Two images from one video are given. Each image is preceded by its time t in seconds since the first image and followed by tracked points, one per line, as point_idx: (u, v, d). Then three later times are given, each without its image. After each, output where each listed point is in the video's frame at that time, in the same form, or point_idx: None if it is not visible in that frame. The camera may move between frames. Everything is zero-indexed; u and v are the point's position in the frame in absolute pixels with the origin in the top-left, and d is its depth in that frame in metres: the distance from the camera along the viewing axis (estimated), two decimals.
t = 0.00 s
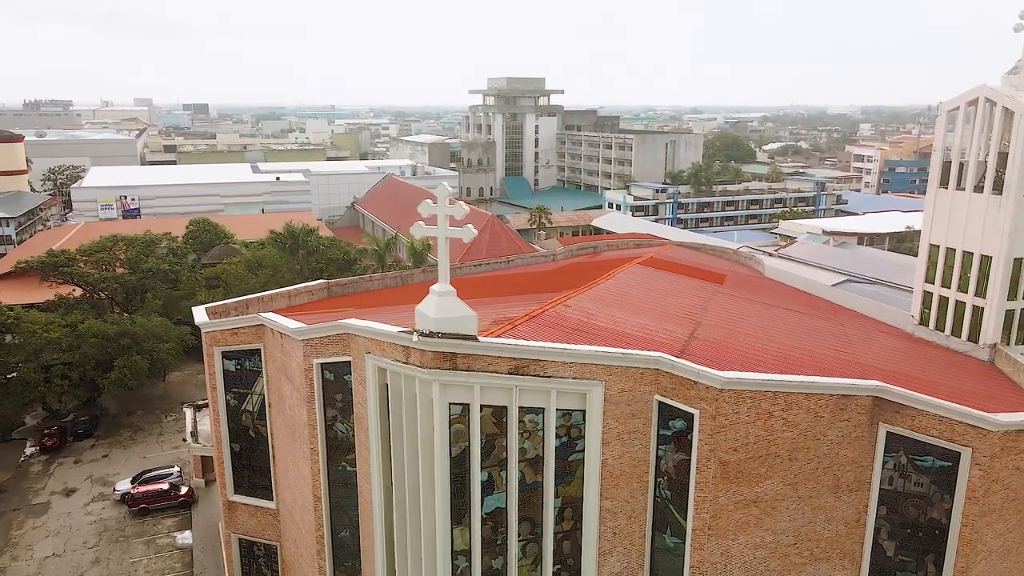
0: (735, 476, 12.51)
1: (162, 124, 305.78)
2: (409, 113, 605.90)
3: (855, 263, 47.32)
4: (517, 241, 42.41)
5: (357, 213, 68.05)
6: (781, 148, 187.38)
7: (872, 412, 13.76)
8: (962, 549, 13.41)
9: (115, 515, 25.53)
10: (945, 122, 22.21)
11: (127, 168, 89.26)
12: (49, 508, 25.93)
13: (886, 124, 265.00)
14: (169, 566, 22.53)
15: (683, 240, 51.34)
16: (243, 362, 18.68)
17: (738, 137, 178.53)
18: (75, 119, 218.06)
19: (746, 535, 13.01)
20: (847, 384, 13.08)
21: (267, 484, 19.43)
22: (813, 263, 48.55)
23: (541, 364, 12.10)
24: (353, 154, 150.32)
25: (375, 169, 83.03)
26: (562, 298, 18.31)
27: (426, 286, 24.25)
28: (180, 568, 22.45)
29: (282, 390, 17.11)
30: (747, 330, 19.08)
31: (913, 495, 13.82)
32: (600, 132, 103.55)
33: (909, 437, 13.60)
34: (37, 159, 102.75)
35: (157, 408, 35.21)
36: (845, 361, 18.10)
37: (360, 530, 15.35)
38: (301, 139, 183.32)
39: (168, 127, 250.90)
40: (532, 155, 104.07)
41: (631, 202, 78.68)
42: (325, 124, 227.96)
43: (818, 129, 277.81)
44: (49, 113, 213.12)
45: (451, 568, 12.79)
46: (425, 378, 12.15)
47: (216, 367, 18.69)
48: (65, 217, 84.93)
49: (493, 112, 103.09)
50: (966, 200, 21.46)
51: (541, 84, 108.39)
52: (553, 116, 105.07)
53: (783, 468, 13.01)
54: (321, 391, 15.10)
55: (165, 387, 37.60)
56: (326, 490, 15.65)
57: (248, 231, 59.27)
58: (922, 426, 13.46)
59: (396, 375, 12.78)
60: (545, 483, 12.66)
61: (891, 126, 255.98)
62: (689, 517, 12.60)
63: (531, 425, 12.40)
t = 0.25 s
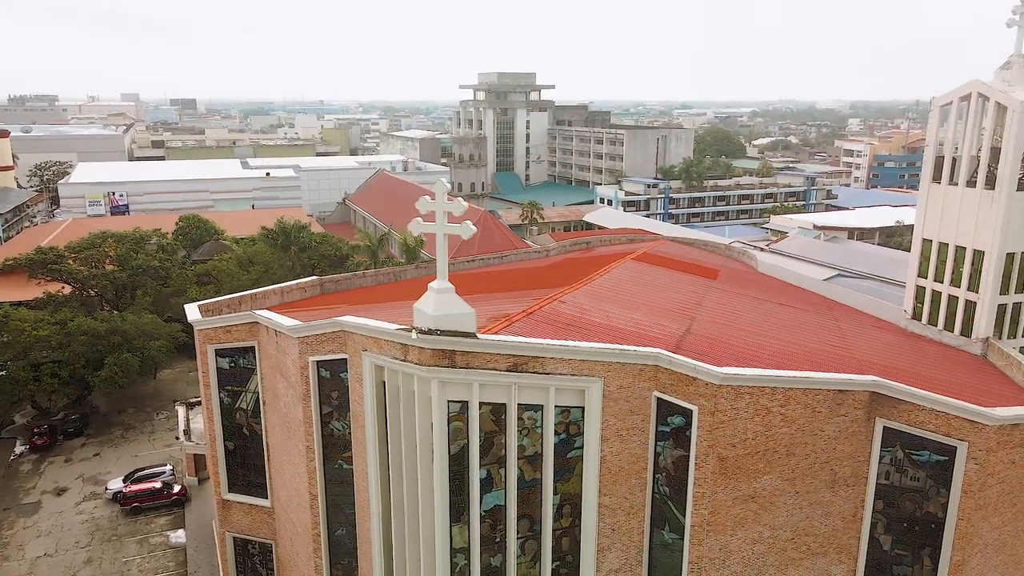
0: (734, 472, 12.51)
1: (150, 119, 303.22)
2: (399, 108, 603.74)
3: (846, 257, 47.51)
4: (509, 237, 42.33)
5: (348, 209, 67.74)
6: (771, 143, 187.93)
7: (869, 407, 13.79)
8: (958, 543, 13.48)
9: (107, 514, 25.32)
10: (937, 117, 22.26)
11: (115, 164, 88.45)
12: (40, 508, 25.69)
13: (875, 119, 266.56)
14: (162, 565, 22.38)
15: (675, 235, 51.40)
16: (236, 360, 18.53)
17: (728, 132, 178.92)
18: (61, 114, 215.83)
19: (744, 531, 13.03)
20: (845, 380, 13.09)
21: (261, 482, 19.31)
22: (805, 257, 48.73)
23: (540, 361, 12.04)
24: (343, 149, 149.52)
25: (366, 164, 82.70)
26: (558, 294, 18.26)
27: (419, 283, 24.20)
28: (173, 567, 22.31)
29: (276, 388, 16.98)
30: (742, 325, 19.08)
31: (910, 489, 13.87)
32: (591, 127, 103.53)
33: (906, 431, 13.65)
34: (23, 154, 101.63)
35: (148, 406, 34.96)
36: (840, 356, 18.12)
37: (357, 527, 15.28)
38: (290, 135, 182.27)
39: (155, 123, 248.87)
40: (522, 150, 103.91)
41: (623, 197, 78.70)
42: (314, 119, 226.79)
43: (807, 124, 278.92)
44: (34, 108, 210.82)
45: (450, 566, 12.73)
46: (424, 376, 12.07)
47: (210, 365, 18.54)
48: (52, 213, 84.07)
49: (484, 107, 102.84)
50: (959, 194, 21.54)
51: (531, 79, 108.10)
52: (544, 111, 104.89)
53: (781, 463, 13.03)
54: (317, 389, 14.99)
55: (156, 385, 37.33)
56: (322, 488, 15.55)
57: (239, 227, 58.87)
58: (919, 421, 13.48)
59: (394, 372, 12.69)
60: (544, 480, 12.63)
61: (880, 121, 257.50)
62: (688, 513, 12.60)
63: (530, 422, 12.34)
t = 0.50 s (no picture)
0: (732, 468, 12.52)
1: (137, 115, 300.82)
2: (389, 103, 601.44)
3: (837, 252, 47.71)
4: (502, 233, 42.23)
5: (340, 205, 67.43)
6: (761, 138, 188.55)
7: (867, 402, 13.82)
8: (954, 537, 13.56)
9: (99, 513, 25.13)
10: (930, 112, 22.32)
11: (102, 159, 87.68)
12: (31, 508, 25.45)
13: (864, 115, 268.13)
14: (156, 564, 22.22)
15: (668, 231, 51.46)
16: (230, 358, 18.40)
17: (719, 127, 179.21)
18: (47, 109, 213.77)
19: (742, 526, 13.05)
20: (843, 375, 13.11)
21: (256, 480, 19.20)
22: (796, 252, 48.92)
23: (539, 358, 11.98)
24: (333, 145, 148.74)
25: (357, 160, 82.32)
26: (554, 290, 18.21)
27: (411, 279, 24.22)
28: (167, 566, 22.16)
29: (271, 386, 16.87)
30: (738, 320, 19.10)
31: (906, 484, 13.93)
32: (583, 122, 103.48)
33: (903, 426, 13.70)
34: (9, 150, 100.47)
35: (140, 404, 34.70)
36: (836, 350, 18.17)
37: (354, 526, 15.21)
38: (280, 130, 181.26)
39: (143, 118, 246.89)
40: (514, 146, 103.74)
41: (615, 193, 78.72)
42: (304, 114, 225.57)
43: (797, 119, 279.94)
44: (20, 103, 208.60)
45: (449, 564, 12.69)
46: (423, 373, 11.99)
47: (203, 363, 18.38)
48: (39, 209, 83.18)
49: (474, 102, 102.62)
50: (951, 189, 21.62)
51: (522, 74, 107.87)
52: (535, 107, 104.72)
53: (779, 458, 13.05)
54: (313, 386, 14.88)
55: (147, 383, 37.04)
56: (319, 487, 15.46)
57: (229, 223, 58.50)
58: (916, 415, 13.53)
59: (391, 370, 12.61)
60: (543, 477, 12.60)
61: (868, 117, 259.01)
62: (687, 509, 12.61)
63: (528, 419, 12.30)
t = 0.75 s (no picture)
0: (731, 464, 12.53)
1: (124, 110, 298.33)
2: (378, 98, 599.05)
3: (828, 246, 47.92)
4: (495, 228, 42.12)
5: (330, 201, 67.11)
6: (751, 133, 188.94)
7: (863, 397, 13.86)
8: (950, 531, 13.64)
9: (91, 513, 24.93)
10: (923, 107, 22.37)
11: (90, 155, 86.87)
12: (21, 508, 25.19)
13: (853, 110, 269.24)
14: (149, 563, 22.06)
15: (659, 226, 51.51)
16: (224, 356, 18.24)
17: (709, 122, 179.60)
18: (32, 104, 211.53)
19: (740, 522, 13.07)
20: (840, 370, 13.13)
21: (251, 478, 19.08)
22: (787, 247, 49.10)
23: (538, 355, 11.93)
24: (323, 141, 148.06)
25: (347, 156, 81.92)
26: (550, 286, 18.16)
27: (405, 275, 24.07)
28: (160, 565, 22.00)
29: (266, 384, 16.74)
30: (733, 316, 19.12)
31: (902, 478, 13.99)
32: (573, 117, 103.40)
33: (899, 421, 13.74)
34: None
35: (131, 402, 34.42)
36: (831, 345, 18.22)
37: (351, 524, 15.14)
38: (269, 125, 180.20)
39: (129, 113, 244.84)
40: (505, 141, 103.54)
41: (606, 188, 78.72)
42: (293, 109, 224.46)
43: (786, 114, 280.96)
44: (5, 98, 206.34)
45: (448, 562, 12.64)
46: (422, 371, 11.91)
47: (197, 361, 18.22)
48: (26, 205, 82.30)
49: (465, 97, 102.34)
50: (944, 184, 21.71)
51: (513, 69, 107.62)
52: (526, 102, 104.52)
53: (777, 454, 13.07)
54: (309, 384, 14.76)
55: (137, 381, 36.74)
56: (315, 485, 15.36)
57: (219, 220, 58.09)
58: (912, 410, 13.57)
59: (389, 368, 12.52)
60: (541, 475, 12.56)
61: (857, 112, 260.19)
62: (685, 505, 12.61)
63: (527, 417, 12.26)
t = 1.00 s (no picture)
0: (729, 460, 12.53)
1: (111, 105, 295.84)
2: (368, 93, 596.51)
3: (820, 241, 48.05)
4: (488, 224, 41.99)
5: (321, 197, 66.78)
6: (741, 127, 189.42)
7: (860, 392, 13.89)
8: (946, 525, 13.71)
9: (83, 512, 24.71)
10: (917, 102, 22.41)
11: (77, 151, 85.97)
12: (12, 507, 24.96)
13: (842, 105, 270.75)
14: (143, 563, 21.90)
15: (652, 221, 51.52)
16: (218, 354, 18.10)
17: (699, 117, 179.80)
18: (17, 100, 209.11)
19: (738, 517, 13.09)
20: (838, 365, 13.15)
21: (246, 477, 18.97)
22: (779, 242, 49.22)
23: (537, 352, 11.88)
24: (313, 136, 147.25)
25: (338, 151, 81.49)
26: (546, 282, 18.12)
27: (399, 272, 23.98)
28: (154, 565, 21.84)
29: (261, 382, 16.61)
30: (727, 311, 19.13)
31: (899, 473, 14.04)
32: (564, 113, 103.23)
33: (896, 416, 13.78)
34: None
35: (122, 400, 34.16)
36: (825, 340, 18.26)
37: (348, 522, 15.06)
38: (258, 121, 179.03)
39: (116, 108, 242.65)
40: (496, 136, 103.31)
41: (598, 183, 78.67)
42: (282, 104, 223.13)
43: (776, 109, 281.72)
44: None
45: (447, 561, 12.58)
46: (420, 369, 11.84)
47: (190, 359, 18.06)
48: (13, 202, 81.40)
49: (456, 92, 102.01)
50: (937, 179, 21.78)
51: (504, 64, 107.36)
52: (516, 97, 104.31)
53: (775, 449, 13.09)
54: (305, 382, 14.65)
55: (128, 379, 36.45)
56: (311, 484, 15.27)
57: (209, 216, 57.71)
58: (909, 405, 13.61)
59: (387, 366, 12.45)
60: (540, 472, 12.53)
61: (845, 107, 261.67)
62: (684, 501, 12.61)
63: (526, 414, 12.22)
